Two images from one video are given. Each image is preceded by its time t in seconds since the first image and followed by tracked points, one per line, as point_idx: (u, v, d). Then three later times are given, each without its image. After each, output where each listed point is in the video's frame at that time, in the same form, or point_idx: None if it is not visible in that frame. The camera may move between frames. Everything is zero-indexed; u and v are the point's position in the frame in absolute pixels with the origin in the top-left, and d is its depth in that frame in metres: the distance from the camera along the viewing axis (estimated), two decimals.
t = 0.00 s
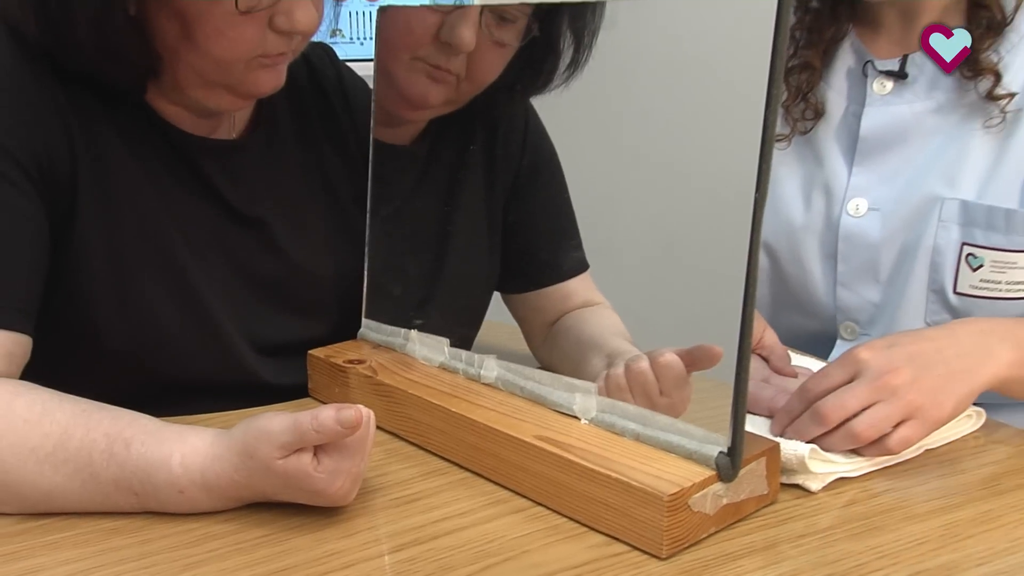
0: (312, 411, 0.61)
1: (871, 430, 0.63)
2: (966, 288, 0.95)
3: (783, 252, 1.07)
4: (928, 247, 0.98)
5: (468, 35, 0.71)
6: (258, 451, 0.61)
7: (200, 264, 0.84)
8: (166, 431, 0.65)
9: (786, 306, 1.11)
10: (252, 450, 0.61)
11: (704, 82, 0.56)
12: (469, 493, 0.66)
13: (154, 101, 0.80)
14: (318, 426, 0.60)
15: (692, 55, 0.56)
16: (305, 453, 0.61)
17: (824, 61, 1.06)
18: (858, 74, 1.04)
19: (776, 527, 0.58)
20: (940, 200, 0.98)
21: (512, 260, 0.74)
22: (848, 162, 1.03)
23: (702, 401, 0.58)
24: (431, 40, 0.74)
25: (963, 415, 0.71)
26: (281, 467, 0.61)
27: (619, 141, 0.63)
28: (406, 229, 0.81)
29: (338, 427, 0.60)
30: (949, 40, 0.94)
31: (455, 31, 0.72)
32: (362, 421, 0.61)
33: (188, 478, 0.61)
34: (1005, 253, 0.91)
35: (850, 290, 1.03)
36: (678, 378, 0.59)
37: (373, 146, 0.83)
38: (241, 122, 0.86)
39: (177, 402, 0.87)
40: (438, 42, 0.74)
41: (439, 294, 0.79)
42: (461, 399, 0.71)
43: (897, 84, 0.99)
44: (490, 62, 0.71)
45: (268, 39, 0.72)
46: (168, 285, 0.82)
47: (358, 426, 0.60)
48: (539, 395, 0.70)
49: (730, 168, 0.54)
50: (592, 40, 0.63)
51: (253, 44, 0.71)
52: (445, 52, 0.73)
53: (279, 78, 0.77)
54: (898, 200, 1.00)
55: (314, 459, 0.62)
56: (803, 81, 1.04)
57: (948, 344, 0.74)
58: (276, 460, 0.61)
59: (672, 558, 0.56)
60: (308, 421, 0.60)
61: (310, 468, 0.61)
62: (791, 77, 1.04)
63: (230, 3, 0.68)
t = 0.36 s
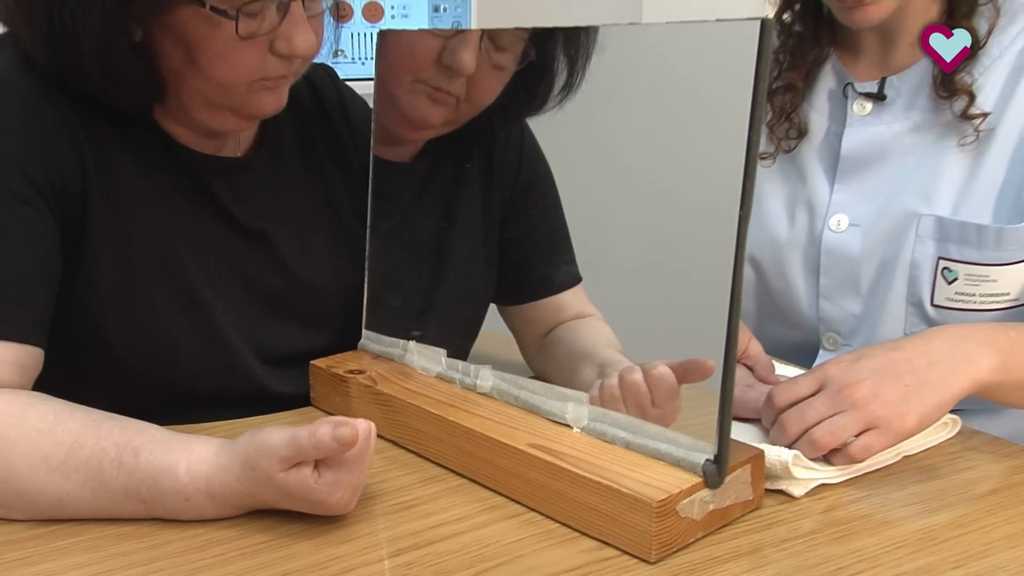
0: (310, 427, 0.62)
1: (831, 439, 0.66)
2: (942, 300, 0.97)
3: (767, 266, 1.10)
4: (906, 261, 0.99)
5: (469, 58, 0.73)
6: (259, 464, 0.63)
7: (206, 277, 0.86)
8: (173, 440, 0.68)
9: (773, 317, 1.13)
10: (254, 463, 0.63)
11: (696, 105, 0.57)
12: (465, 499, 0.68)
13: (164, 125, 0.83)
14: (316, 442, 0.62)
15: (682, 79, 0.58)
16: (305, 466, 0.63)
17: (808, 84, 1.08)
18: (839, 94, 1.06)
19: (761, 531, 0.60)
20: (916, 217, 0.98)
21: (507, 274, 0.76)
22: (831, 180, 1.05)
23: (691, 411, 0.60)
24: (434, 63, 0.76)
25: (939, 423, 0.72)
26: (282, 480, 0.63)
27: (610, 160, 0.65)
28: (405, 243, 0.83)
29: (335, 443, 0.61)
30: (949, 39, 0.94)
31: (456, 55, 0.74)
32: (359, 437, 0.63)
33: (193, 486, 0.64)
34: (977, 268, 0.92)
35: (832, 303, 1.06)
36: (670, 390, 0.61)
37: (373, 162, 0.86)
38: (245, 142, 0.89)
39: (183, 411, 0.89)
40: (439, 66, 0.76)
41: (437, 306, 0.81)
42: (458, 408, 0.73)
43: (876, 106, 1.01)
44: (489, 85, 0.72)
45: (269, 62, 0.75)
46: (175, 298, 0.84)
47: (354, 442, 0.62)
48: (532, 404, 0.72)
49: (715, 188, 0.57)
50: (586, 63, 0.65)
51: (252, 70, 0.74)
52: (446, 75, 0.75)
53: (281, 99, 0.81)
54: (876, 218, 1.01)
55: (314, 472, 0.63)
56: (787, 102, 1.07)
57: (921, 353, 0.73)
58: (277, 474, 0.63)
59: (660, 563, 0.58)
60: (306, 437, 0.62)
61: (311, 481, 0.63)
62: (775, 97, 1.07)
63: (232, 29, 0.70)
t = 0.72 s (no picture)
0: (297, 446, 0.62)
1: (816, 462, 0.67)
2: (918, 314, 0.99)
3: (752, 281, 1.11)
4: (884, 276, 1.01)
5: (466, 83, 0.76)
6: (258, 477, 0.64)
7: (211, 292, 0.88)
8: (180, 450, 0.70)
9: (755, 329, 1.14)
10: (252, 475, 0.65)
11: (682, 128, 0.59)
12: (461, 507, 0.70)
13: (171, 146, 0.86)
14: (302, 460, 0.62)
15: (672, 104, 0.60)
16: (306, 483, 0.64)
17: (790, 105, 1.10)
18: (819, 117, 1.08)
19: (746, 537, 0.62)
20: (893, 234, 1.00)
21: (502, 289, 0.79)
22: (813, 199, 1.07)
23: (681, 421, 0.62)
24: (433, 87, 0.79)
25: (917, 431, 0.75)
26: (284, 493, 0.64)
27: (601, 179, 0.67)
28: (404, 258, 0.85)
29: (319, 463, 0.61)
30: (949, 40, 1.00)
31: (454, 80, 0.76)
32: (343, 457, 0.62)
33: (199, 495, 0.66)
34: (950, 281, 0.96)
35: (813, 316, 1.07)
36: (660, 404, 0.64)
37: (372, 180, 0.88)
38: (249, 161, 0.92)
39: (189, 421, 0.92)
40: (439, 89, 0.78)
41: (434, 320, 0.84)
42: (454, 418, 0.76)
43: (855, 128, 1.04)
44: (486, 108, 0.75)
45: (270, 87, 0.78)
46: (181, 312, 0.87)
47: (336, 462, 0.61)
48: (526, 414, 0.74)
49: (701, 208, 0.59)
50: (579, 88, 0.67)
51: (255, 97, 0.77)
52: (445, 98, 0.78)
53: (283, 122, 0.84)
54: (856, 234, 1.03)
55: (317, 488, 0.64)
56: (770, 123, 1.08)
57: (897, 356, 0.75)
58: (278, 487, 0.64)
59: (649, 569, 0.60)
60: (294, 455, 0.62)
61: (311, 495, 0.64)
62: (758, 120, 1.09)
63: (236, 56, 0.73)
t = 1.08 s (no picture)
0: (299, 456, 0.65)
1: (806, 470, 0.70)
2: (897, 324, 1.00)
3: (738, 291, 1.13)
4: (864, 288, 1.03)
5: (470, 108, 0.77)
6: (261, 485, 0.66)
7: (216, 305, 0.91)
8: (186, 457, 0.72)
9: (741, 338, 1.16)
10: (255, 483, 0.67)
11: (675, 147, 0.61)
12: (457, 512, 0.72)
13: (178, 164, 0.89)
14: (302, 469, 0.64)
15: (660, 125, 0.62)
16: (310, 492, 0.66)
17: (773, 124, 1.13)
18: (801, 134, 1.11)
19: (732, 542, 0.64)
20: (872, 247, 1.02)
21: (497, 301, 0.81)
22: (796, 212, 1.09)
23: (670, 429, 0.64)
24: (438, 110, 0.80)
25: (897, 437, 0.77)
26: (287, 500, 0.66)
27: (592, 195, 0.70)
28: (402, 271, 0.88)
29: (319, 473, 0.63)
30: (949, 40, 1.03)
31: (458, 103, 0.78)
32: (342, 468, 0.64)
33: (204, 501, 0.68)
34: (929, 293, 0.98)
35: (798, 326, 1.09)
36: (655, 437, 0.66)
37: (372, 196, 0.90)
38: (254, 178, 0.94)
39: (194, 430, 0.94)
40: (443, 112, 0.80)
41: (431, 331, 0.86)
42: (451, 427, 0.78)
43: (835, 146, 1.06)
44: (488, 130, 0.77)
45: (266, 111, 0.80)
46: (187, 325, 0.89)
47: (335, 472, 0.63)
48: (520, 422, 0.76)
49: (687, 225, 0.61)
50: (570, 108, 0.70)
51: (248, 119, 0.80)
52: (449, 121, 0.79)
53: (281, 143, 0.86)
54: (836, 246, 1.05)
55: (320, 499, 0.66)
56: (755, 141, 1.11)
57: (872, 359, 0.77)
58: (281, 495, 0.66)
59: (638, 573, 0.62)
60: (295, 465, 0.64)
61: (313, 504, 0.66)
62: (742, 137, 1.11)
63: (229, 81, 0.76)
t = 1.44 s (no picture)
0: (301, 459, 0.66)
1: (793, 455, 0.72)
2: (880, 333, 1.03)
3: (726, 300, 1.14)
4: (847, 299, 1.05)
5: (475, 127, 0.79)
6: (265, 489, 0.69)
7: (220, 316, 0.93)
8: (191, 462, 0.74)
9: (728, 346, 1.18)
10: (259, 487, 0.69)
11: (662, 163, 0.63)
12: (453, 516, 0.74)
13: (182, 179, 0.91)
14: (304, 472, 0.65)
15: (647, 143, 0.65)
16: (314, 495, 0.68)
17: (760, 140, 1.14)
18: (787, 150, 1.13)
19: (718, 545, 0.66)
20: (856, 260, 1.04)
21: (492, 312, 0.83)
22: (782, 225, 1.12)
23: (659, 435, 0.66)
24: (443, 129, 0.82)
25: (876, 442, 0.79)
26: (291, 504, 0.68)
27: (583, 209, 0.72)
28: (401, 282, 0.90)
29: (319, 475, 0.65)
30: (948, 40, 1.05)
31: (463, 122, 0.80)
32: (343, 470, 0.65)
33: (208, 505, 0.70)
34: (910, 304, 1.00)
35: (783, 334, 1.11)
36: (645, 442, 0.68)
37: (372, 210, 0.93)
38: (257, 194, 0.97)
39: (199, 436, 0.97)
40: (449, 132, 0.81)
41: (428, 341, 0.88)
42: (448, 433, 0.80)
43: (820, 160, 1.08)
44: (488, 148, 0.79)
45: (257, 128, 0.82)
46: (191, 335, 0.91)
47: (335, 474, 0.64)
48: (514, 429, 0.79)
49: (674, 239, 0.63)
50: (562, 126, 0.72)
51: (238, 136, 0.82)
52: (454, 139, 0.81)
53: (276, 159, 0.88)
54: (822, 258, 1.07)
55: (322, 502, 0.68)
56: (742, 156, 1.13)
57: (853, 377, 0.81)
58: (285, 498, 0.68)
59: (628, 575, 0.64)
60: (297, 468, 0.66)
61: (316, 507, 0.68)
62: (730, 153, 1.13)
63: (217, 99, 0.79)
